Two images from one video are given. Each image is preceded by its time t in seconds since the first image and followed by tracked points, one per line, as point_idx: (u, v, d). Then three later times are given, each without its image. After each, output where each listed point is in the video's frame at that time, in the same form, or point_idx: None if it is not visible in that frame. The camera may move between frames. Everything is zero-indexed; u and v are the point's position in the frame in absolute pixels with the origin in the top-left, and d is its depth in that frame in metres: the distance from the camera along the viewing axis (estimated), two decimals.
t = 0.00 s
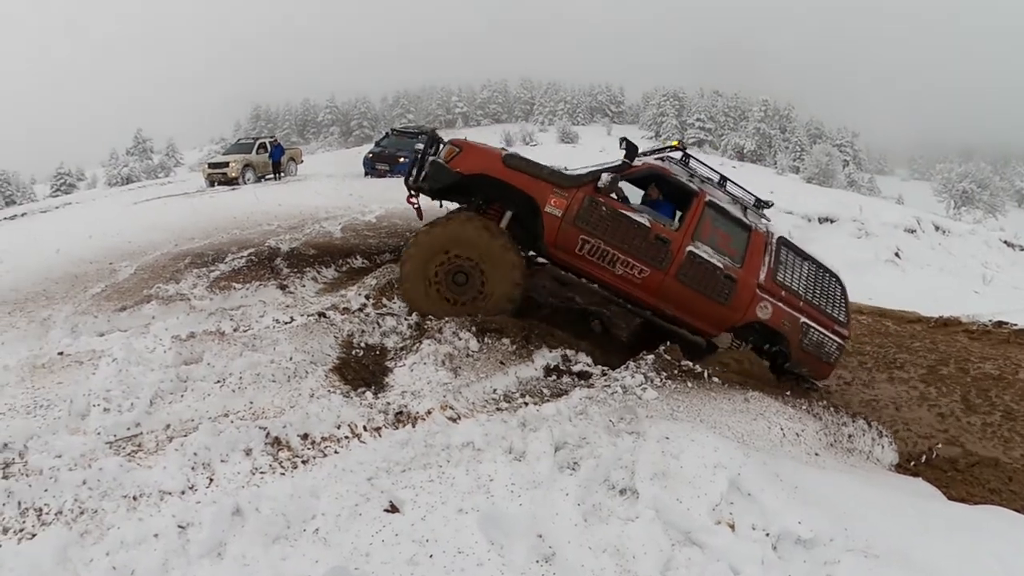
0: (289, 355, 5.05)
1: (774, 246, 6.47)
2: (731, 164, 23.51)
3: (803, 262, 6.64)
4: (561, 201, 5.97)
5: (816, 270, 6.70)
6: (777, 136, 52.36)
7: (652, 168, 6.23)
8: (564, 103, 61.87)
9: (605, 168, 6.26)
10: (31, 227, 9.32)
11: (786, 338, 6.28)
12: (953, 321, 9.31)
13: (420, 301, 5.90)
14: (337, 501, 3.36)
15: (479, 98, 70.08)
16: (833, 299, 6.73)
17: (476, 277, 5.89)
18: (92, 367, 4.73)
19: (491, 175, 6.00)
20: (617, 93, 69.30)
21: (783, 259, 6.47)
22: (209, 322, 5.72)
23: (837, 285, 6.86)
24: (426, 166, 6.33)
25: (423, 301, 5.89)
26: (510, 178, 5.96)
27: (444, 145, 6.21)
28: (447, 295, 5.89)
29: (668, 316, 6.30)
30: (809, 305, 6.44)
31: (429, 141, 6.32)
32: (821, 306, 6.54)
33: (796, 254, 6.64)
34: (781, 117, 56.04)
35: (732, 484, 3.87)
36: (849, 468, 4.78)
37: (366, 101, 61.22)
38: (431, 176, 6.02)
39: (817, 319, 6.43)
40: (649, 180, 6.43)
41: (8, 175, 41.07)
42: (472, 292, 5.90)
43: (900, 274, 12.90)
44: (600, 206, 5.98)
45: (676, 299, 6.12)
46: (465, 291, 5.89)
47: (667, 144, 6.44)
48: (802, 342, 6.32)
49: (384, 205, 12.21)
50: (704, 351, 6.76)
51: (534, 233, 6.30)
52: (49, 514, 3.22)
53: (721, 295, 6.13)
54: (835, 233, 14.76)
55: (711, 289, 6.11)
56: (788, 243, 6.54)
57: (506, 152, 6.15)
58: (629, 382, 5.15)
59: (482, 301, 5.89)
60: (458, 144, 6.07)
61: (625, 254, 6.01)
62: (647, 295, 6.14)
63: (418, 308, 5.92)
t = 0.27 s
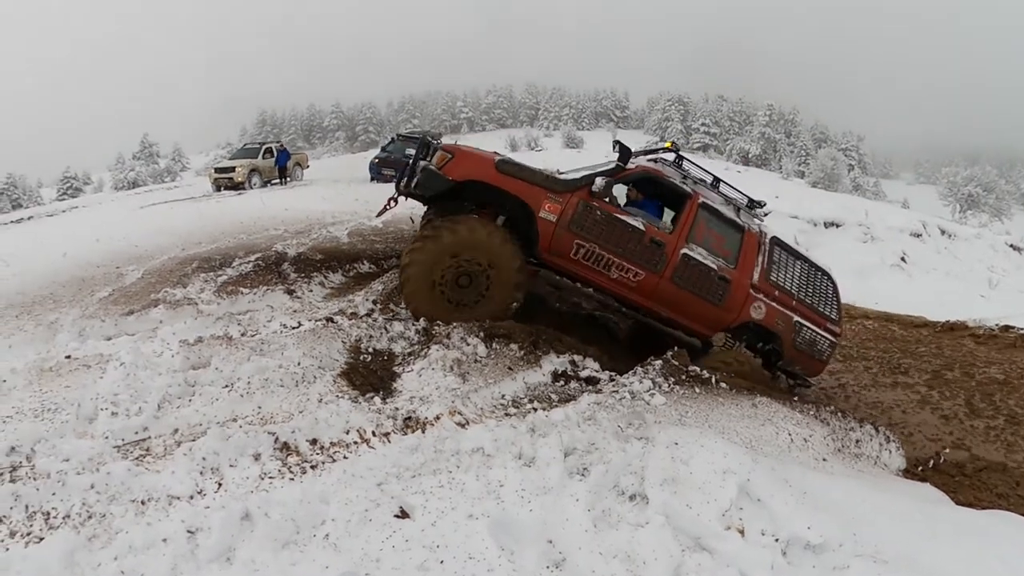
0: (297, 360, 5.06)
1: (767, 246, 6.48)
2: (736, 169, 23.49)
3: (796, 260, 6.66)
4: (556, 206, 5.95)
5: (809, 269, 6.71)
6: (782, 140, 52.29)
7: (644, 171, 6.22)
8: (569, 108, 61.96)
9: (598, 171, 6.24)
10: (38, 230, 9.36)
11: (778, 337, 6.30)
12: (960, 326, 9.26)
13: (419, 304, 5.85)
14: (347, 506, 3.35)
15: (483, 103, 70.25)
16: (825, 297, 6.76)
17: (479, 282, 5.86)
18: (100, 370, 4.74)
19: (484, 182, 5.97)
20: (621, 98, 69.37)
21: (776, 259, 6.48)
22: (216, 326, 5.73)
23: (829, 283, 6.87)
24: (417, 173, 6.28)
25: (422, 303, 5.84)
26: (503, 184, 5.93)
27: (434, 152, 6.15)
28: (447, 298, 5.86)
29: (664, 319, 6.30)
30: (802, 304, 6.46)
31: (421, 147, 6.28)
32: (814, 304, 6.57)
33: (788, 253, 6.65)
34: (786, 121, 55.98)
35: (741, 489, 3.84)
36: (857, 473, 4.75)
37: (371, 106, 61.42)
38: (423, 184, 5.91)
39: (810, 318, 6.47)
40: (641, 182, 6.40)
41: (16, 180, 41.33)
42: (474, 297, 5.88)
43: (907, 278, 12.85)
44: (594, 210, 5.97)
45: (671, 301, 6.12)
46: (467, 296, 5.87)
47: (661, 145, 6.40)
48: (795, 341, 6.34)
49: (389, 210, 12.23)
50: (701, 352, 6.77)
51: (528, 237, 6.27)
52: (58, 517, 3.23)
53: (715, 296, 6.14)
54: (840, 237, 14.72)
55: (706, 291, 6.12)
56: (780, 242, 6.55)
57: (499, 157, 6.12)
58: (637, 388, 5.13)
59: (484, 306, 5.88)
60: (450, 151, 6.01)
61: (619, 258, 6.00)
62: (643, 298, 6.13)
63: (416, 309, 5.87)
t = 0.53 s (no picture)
0: (300, 364, 5.07)
1: (770, 249, 6.51)
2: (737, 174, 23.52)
3: (797, 264, 6.70)
4: (566, 212, 5.93)
5: (810, 272, 6.75)
6: (783, 145, 52.34)
7: (653, 176, 6.23)
8: (570, 113, 62.10)
9: (606, 175, 6.22)
10: (41, 235, 9.39)
11: (781, 341, 6.34)
12: (961, 329, 9.26)
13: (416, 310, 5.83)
14: (351, 511, 3.35)
15: (484, 108, 70.43)
16: (826, 300, 6.81)
17: (481, 294, 5.85)
18: (103, 374, 4.75)
19: (492, 185, 5.96)
20: (622, 103, 69.51)
21: (779, 262, 6.52)
22: (219, 331, 5.75)
23: (828, 285, 6.93)
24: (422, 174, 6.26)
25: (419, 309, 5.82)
26: (513, 188, 5.92)
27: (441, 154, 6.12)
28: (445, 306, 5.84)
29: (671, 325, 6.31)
30: (805, 307, 6.52)
31: (426, 149, 6.31)
32: (816, 307, 6.62)
33: (789, 257, 6.69)
34: (786, 126, 56.04)
35: (744, 494, 3.84)
36: (859, 477, 4.75)
37: (372, 111, 61.60)
38: (429, 186, 5.99)
39: (812, 321, 6.52)
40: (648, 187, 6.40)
41: (18, 185, 41.46)
42: (473, 309, 5.87)
43: (908, 283, 12.84)
44: (604, 216, 5.96)
45: (680, 307, 6.14)
46: (466, 306, 5.86)
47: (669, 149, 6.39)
48: (798, 344, 6.40)
49: (391, 215, 12.26)
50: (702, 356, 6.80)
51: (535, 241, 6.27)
52: (61, 521, 3.23)
53: (723, 301, 6.17)
54: (842, 241, 14.73)
55: (714, 296, 6.14)
56: (783, 246, 6.59)
57: (507, 160, 6.11)
58: (640, 393, 5.13)
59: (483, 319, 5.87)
60: (457, 153, 5.98)
61: (629, 264, 6.01)
62: (652, 304, 6.15)
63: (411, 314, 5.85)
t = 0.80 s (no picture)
0: (300, 365, 5.12)
1: (770, 254, 6.51)
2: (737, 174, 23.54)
3: (799, 268, 6.68)
4: (556, 219, 5.99)
5: (812, 277, 6.74)
6: (783, 144, 52.35)
7: (646, 181, 6.26)
8: (571, 113, 62.11)
9: (600, 181, 6.26)
10: (43, 235, 9.44)
11: (780, 347, 6.40)
12: (961, 329, 9.29)
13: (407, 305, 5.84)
14: (351, 509, 3.40)
15: (485, 108, 70.45)
16: (828, 305, 6.80)
17: (475, 293, 5.88)
18: (105, 375, 4.80)
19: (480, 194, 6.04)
20: (622, 102, 69.50)
21: (779, 267, 6.52)
22: (220, 331, 5.79)
23: (832, 291, 6.91)
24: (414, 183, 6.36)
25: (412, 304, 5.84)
26: (502, 196, 5.99)
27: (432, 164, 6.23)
28: (437, 303, 5.86)
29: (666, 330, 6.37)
30: (804, 312, 6.53)
31: (419, 158, 6.31)
32: (816, 313, 6.64)
33: (791, 261, 6.68)
34: (787, 125, 56.04)
35: (739, 493, 3.88)
36: (856, 477, 4.79)
37: (373, 111, 61.64)
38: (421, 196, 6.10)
39: (811, 326, 6.54)
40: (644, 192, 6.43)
41: (19, 185, 41.53)
42: (465, 308, 5.88)
43: (908, 282, 12.87)
44: (596, 223, 6.01)
45: (674, 313, 6.19)
46: (459, 305, 5.87)
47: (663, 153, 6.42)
48: (797, 350, 6.44)
49: (392, 216, 12.30)
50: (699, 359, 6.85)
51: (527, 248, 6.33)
52: (64, 520, 3.29)
53: (717, 307, 6.21)
54: (841, 241, 14.76)
55: (708, 302, 6.18)
56: (784, 251, 6.58)
57: (498, 168, 6.18)
58: (637, 394, 5.18)
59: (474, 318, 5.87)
60: (447, 163, 6.08)
61: (622, 270, 6.06)
62: (645, 310, 6.20)
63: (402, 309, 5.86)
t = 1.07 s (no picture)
0: (299, 361, 5.13)
1: (767, 249, 6.55)
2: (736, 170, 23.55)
3: (795, 263, 6.73)
4: (560, 214, 5.99)
5: (808, 272, 6.79)
6: (783, 141, 52.30)
7: (647, 177, 6.26)
8: (570, 110, 62.05)
9: (601, 176, 6.27)
10: (41, 233, 9.43)
11: (778, 341, 6.40)
12: (959, 325, 9.31)
13: (411, 304, 5.89)
14: (349, 504, 3.41)
15: (484, 105, 70.35)
16: (824, 299, 6.85)
17: (478, 294, 5.91)
18: (104, 372, 4.80)
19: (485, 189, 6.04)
20: (621, 99, 69.39)
21: (776, 262, 6.57)
22: (219, 328, 5.80)
23: (827, 285, 6.96)
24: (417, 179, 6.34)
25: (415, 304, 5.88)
26: (506, 191, 5.99)
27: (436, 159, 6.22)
28: (440, 304, 5.90)
29: (667, 325, 6.36)
30: (802, 307, 6.56)
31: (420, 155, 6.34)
32: (813, 307, 6.67)
33: (787, 256, 6.73)
34: (786, 122, 56.01)
35: (737, 488, 3.89)
36: (854, 472, 4.80)
37: (371, 108, 61.54)
38: (424, 190, 6.05)
39: (809, 321, 6.57)
40: (644, 187, 6.44)
41: (16, 183, 41.43)
42: (468, 309, 5.92)
43: (907, 279, 12.88)
44: (598, 218, 6.01)
45: (675, 307, 6.19)
46: (462, 306, 5.92)
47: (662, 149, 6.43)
48: (795, 343, 6.46)
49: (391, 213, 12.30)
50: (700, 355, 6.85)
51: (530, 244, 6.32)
52: (64, 516, 3.29)
53: (718, 301, 6.22)
54: (840, 237, 14.77)
55: (709, 297, 6.19)
56: (780, 246, 6.63)
57: (501, 164, 6.18)
58: (636, 389, 5.19)
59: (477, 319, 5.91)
60: (452, 159, 6.10)
61: (623, 265, 6.06)
62: (647, 305, 6.20)
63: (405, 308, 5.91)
